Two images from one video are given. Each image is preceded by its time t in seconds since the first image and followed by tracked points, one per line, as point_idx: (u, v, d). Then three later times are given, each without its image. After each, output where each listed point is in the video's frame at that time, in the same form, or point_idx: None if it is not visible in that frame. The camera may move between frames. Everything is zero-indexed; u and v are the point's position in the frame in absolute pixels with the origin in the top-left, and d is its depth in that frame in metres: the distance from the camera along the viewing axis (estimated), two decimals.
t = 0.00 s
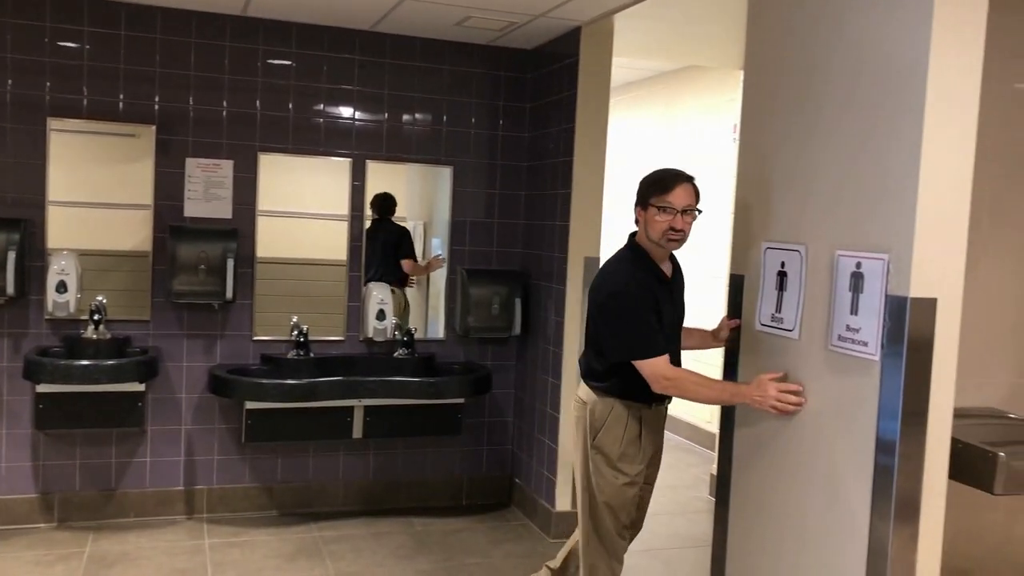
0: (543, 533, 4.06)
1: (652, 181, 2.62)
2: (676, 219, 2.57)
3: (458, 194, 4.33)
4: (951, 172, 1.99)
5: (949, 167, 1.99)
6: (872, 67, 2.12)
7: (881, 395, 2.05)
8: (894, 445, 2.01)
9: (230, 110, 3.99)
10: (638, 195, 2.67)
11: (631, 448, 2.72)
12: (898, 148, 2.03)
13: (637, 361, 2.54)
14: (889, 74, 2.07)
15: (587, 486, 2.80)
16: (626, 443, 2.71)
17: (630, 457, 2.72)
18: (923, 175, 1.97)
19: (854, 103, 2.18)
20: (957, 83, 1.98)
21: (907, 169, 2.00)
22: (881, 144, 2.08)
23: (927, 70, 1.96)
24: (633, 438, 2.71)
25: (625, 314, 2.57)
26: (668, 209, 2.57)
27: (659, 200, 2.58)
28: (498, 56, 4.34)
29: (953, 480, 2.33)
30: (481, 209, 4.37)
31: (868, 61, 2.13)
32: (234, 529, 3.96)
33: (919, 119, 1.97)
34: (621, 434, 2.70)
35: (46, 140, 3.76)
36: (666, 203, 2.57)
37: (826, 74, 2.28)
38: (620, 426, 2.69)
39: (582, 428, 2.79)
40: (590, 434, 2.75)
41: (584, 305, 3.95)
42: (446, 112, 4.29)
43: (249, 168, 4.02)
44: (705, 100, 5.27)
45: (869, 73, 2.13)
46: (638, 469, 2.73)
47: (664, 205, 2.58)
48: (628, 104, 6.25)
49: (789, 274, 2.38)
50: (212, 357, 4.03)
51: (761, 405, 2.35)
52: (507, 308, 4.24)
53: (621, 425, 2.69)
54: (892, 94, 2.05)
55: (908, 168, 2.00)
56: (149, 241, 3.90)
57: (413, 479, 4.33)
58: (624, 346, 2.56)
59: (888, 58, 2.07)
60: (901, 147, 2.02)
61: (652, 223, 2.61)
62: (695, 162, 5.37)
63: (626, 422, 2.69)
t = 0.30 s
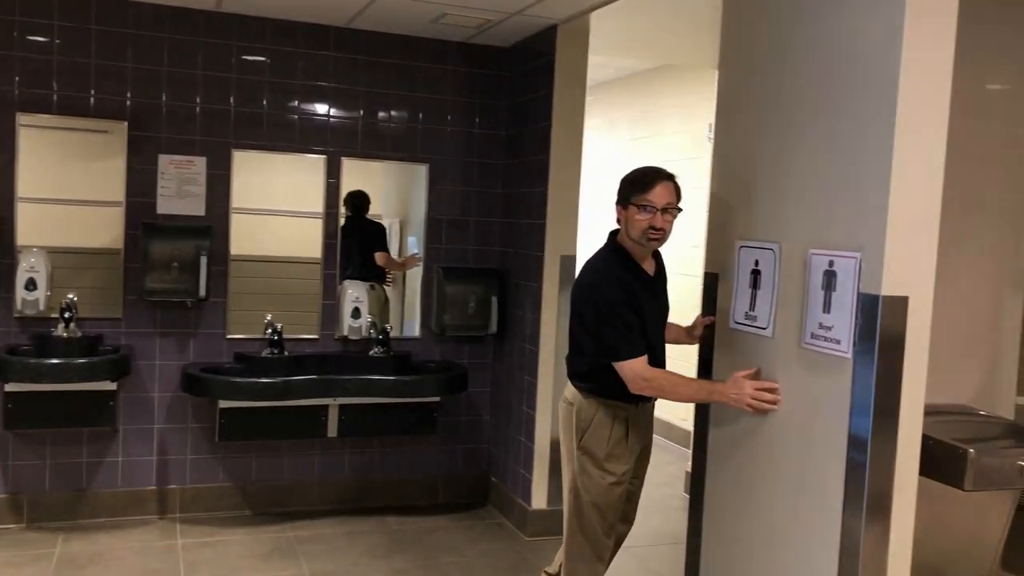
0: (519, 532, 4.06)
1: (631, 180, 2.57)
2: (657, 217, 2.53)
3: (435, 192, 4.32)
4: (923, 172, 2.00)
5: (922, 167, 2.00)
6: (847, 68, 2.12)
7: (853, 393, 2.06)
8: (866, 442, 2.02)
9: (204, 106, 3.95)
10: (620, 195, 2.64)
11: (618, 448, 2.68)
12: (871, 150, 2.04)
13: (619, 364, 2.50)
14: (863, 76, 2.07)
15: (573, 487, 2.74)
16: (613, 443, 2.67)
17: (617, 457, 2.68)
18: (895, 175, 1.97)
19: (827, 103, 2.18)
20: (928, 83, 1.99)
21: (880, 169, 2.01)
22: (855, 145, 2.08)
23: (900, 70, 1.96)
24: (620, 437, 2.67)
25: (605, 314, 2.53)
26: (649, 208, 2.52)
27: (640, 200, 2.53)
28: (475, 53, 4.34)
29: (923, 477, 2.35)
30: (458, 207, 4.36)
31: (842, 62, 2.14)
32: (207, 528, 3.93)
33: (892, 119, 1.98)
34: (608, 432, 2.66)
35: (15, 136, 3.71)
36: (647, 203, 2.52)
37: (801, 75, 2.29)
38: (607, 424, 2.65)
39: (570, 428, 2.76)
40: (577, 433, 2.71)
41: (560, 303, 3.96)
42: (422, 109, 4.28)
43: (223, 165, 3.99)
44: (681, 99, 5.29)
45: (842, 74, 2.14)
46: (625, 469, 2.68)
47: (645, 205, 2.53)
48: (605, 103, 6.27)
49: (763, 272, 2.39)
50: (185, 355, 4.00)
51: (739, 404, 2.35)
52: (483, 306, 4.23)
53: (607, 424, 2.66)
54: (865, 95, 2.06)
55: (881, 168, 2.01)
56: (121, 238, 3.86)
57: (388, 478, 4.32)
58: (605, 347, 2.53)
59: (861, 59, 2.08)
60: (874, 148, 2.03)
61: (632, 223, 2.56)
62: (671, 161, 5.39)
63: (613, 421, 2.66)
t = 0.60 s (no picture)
0: (502, 530, 4.06)
1: (619, 183, 2.53)
2: (647, 223, 2.49)
3: (418, 191, 4.31)
4: (904, 172, 2.01)
5: (902, 167, 2.01)
6: (828, 69, 2.14)
7: (834, 391, 2.07)
8: (846, 439, 2.04)
9: (185, 103, 3.93)
10: (605, 198, 2.59)
11: (609, 448, 2.69)
12: (852, 150, 2.05)
13: (603, 364, 2.49)
14: (844, 77, 2.08)
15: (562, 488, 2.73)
16: (604, 442, 2.68)
17: (608, 456, 2.69)
18: (876, 175, 1.99)
19: (809, 104, 2.19)
20: (908, 83, 2.00)
21: (860, 169, 2.02)
22: (836, 146, 2.10)
23: (880, 71, 1.98)
24: (611, 437, 2.69)
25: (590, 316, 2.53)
26: (640, 214, 2.48)
27: (631, 205, 2.49)
28: (458, 52, 4.34)
29: (903, 473, 2.37)
30: (441, 205, 4.36)
31: (823, 64, 2.15)
32: (188, 528, 3.91)
33: (872, 120, 1.99)
34: (599, 432, 2.67)
35: None
36: (637, 208, 2.49)
37: (783, 76, 2.30)
38: (600, 424, 2.67)
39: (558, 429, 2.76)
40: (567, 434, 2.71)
41: (544, 302, 3.96)
42: (405, 107, 4.27)
43: (205, 163, 3.97)
44: (665, 99, 5.30)
45: (823, 75, 2.15)
46: (615, 468, 2.69)
47: (635, 209, 2.49)
48: (588, 102, 6.28)
49: (745, 271, 2.40)
50: (166, 354, 3.97)
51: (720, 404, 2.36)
52: (466, 305, 4.23)
53: (598, 426, 2.67)
54: (847, 96, 2.07)
55: (862, 168, 2.02)
56: (101, 236, 3.83)
57: (371, 477, 4.31)
58: (590, 348, 2.52)
59: (842, 60, 2.09)
60: (855, 149, 2.04)
61: (621, 227, 2.52)
62: (654, 160, 5.40)
63: (604, 421, 2.67)
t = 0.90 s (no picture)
0: (494, 529, 4.06)
1: (616, 186, 2.51)
2: (646, 227, 2.50)
3: (409, 190, 4.31)
4: (893, 172, 2.02)
5: (891, 167, 2.02)
6: (819, 70, 2.14)
7: (824, 390, 2.08)
8: (836, 439, 2.05)
9: (175, 102, 3.92)
10: (599, 200, 2.56)
11: (608, 449, 2.71)
12: (841, 151, 2.06)
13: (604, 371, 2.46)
14: (834, 79, 2.09)
15: (560, 491, 2.73)
16: (603, 444, 2.69)
17: (607, 458, 2.71)
18: (865, 175, 2.00)
19: (799, 105, 2.20)
20: (897, 84, 2.01)
21: (850, 169, 2.03)
22: (826, 146, 2.10)
23: (870, 72, 1.98)
24: (610, 438, 2.70)
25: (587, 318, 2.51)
26: (641, 218, 2.48)
27: (631, 209, 2.49)
28: (449, 51, 4.33)
29: (893, 473, 2.38)
30: (432, 205, 4.36)
31: (813, 65, 2.16)
32: (179, 528, 3.90)
33: (862, 120, 2.00)
34: (598, 434, 2.68)
35: None
36: (637, 213, 2.48)
37: (773, 78, 2.30)
38: (598, 425, 2.68)
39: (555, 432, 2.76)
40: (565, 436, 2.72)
41: (535, 301, 3.97)
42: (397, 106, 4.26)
43: (195, 162, 3.96)
44: (655, 98, 5.31)
45: (814, 76, 2.16)
46: (614, 469, 2.71)
47: (636, 214, 2.49)
48: (579, 102, 6.29)
49: (735, 271, 2.41)
50: (156, 354, 3.96)
51: (729, 409, 2.27)
52: (458, 305, 4.23)
53: (596, 428, 2.68)
54: (837, 98, 2.08)
55: (852, 168, 2.03)
56: (91, 236, 3.81)
57: (363, 477, 4.31)
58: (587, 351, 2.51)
59: (832, 61, 2.10)
60: (845, 150, 2.05)
61: (620, 231, 2.52)
62: (645, 159, 5.41)
63: (603, 423, 2.68)
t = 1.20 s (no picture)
0: (489, 529, 4.06)
1: (615, 187, 2.51)
2: (646, 226, 2.51)
3: (404, 190, 4.30)
4: (888, 171, 2.03)
5: (885, 166, 2.02)
6: (814, 70, 2.14)
7: (819, 389, 2.08)
8: (832, 438, 2.05)
9: (170, 102, 3.91)
10: (598, 200, 2.55)
11: (608, 450, 2.71)
12: (836, 151, 2.06)
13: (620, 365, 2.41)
14: (829, 78, 2.09)
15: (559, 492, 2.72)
16: (605, 444, 2.70)
17: (606, 458, 2.71)
18: (860, 174, 2.00)
19: (795, 106, 2.20)
20: (892, 83, 2.01)
21: (845, 169, 2.03)
22: (821, 147, 2.10)
23: (864, 71, 1.99)
24: (611, 439, 2.70)
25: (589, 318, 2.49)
26: (641, 219, 2.49)
27: (630, 210, 2.49)
28: (443, 51, 4.33)
29: (888, 471, 2.38)
30: (428, 204, 4.35)
31: (809, 66, 2.16)
32: (175, 529, 3.89)
33: (856, 119, 2.00)
34: (600, 435, 2.68)
35: None
36: (638, 213, 2.48)
37: (769, 78, 2.31)
38: (600, 426, 2.68)
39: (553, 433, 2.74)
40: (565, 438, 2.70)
41: (530, 301, 3.97)
42: (392, 106, 4.26)
43: (190, 162, 3.95)
44: (650, 97, 5.31)
45: (809, 77, 2.16)
46: (613, 470, 2.72)
47: (636, 215, 2.49)
48: (575, 100, 6.28)
49: (730, 270, 2.41)
50: (151, 354, 3.95)
51: (761, 403, 2.17)
52: (454, 304, 4.23)
53: (598, 429, 2.68)
54: (832, 98, 2.08)
55: (846, 168, 2.03)
56: (86, 236, 3.81)
57: (358, 477, 4.30)
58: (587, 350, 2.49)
59: (827, 62, 2.10)
60: (840, 149, 2.05)
61: (620, 232, 2.52)
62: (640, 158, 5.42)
63: (604, 424, 2.68)
